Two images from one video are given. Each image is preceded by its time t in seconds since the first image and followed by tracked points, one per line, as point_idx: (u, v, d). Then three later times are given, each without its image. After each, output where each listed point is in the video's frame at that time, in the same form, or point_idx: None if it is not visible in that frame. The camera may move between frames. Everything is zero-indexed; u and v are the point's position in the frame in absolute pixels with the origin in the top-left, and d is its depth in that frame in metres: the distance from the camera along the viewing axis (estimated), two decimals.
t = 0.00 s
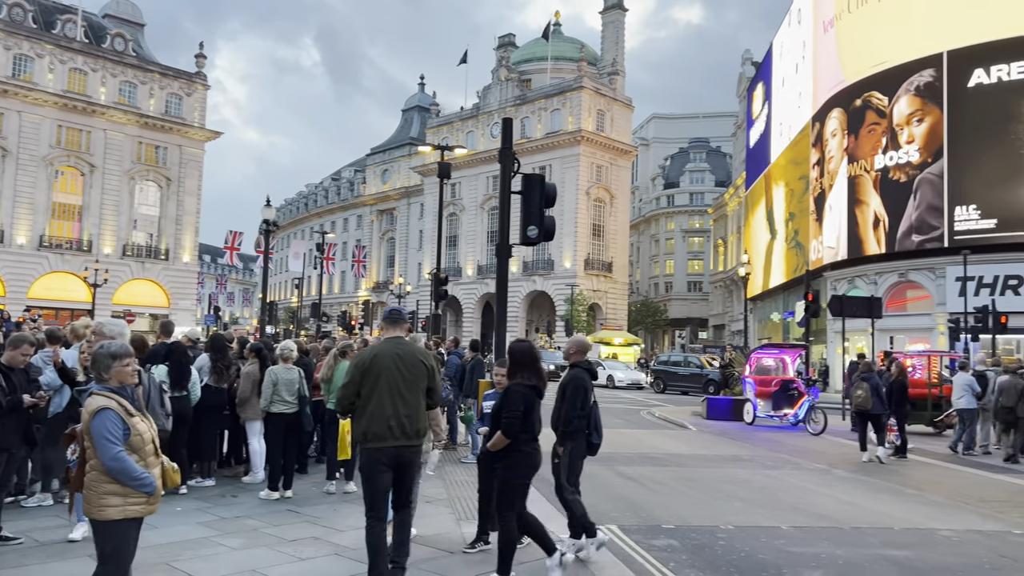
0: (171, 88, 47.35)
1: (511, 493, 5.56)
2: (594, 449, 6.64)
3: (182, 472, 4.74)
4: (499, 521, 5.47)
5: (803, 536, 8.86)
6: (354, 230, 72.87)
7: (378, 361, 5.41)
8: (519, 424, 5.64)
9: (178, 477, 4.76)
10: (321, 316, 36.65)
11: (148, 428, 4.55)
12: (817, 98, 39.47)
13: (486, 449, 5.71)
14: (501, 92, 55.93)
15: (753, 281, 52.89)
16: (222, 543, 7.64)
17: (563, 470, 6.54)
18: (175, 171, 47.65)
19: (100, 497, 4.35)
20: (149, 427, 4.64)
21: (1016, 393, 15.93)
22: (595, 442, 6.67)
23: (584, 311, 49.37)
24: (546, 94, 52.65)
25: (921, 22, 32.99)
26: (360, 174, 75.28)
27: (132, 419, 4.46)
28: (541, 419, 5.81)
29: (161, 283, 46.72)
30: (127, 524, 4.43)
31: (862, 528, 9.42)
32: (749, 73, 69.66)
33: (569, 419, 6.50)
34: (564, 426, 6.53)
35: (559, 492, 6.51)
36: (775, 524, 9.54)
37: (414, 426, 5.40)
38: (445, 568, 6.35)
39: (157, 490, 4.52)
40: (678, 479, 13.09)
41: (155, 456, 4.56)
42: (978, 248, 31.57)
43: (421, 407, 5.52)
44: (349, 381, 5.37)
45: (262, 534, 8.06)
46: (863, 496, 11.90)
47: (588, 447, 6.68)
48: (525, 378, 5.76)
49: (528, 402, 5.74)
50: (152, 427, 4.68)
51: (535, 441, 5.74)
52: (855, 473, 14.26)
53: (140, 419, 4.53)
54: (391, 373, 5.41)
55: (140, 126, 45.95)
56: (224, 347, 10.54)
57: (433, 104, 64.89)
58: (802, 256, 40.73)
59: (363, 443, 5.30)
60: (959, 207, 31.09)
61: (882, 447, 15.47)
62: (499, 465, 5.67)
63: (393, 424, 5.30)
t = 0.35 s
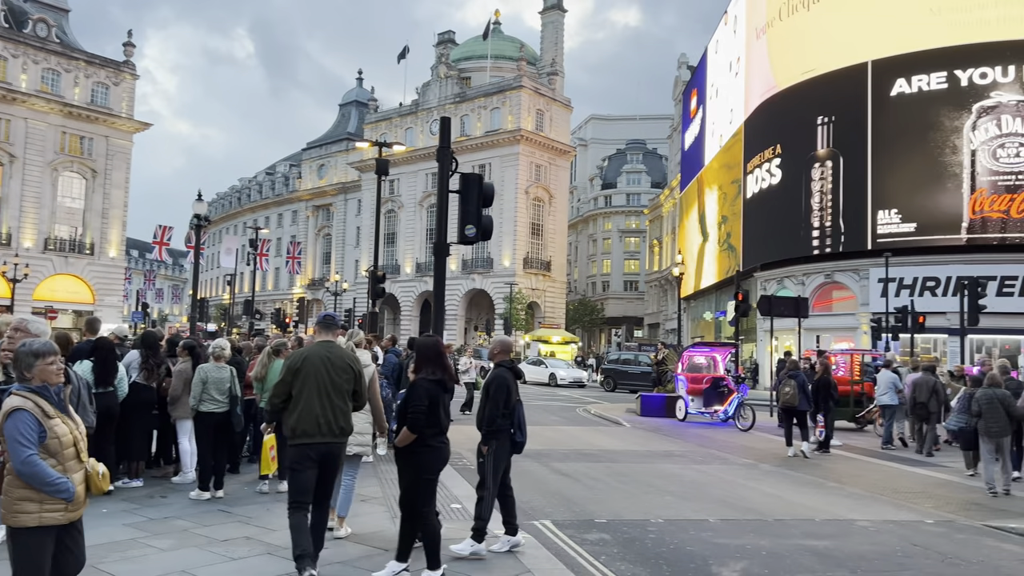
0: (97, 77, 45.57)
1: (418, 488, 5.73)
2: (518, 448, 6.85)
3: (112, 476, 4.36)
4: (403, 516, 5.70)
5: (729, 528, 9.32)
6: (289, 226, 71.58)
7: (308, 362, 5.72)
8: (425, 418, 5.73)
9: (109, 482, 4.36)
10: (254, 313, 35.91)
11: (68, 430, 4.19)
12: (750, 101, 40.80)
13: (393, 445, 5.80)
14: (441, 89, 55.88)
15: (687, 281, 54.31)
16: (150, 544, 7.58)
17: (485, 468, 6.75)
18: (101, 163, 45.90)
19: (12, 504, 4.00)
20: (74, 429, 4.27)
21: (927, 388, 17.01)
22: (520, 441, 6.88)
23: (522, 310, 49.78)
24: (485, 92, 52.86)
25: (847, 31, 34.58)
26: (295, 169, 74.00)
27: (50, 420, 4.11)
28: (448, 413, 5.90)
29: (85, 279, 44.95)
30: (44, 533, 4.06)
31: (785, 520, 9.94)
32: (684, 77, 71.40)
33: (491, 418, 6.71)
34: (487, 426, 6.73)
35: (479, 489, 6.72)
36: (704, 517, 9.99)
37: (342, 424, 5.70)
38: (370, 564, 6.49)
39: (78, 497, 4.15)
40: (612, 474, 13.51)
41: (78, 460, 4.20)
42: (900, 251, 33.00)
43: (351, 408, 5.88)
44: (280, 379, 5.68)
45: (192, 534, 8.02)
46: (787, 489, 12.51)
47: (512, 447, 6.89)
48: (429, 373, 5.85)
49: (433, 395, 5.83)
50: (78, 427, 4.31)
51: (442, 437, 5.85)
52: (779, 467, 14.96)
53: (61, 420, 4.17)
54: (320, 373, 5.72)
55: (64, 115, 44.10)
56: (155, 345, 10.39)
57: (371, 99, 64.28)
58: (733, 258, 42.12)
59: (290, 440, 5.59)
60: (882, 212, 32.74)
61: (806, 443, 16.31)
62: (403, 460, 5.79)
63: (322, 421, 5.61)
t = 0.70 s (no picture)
0: (20, 64, 43.69)
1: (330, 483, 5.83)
2: (440, 447, 7.08)
3: (52, 477, 3.60)
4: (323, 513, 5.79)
5: (661, 521, 9.77)
6: (223, 221, 69.93)
7: (241, 357, 6.01)
8: (337, 417, 5.80)
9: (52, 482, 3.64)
10: (186, 310, 35.03)
11: None
12: (687, 104, 42.04)
13: (303, 442, 5.85)
14: (381, 85, 55.47)
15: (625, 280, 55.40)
16: (79, 545, 7.53)
17: (408, 468, 6.96)
18: (24, 153, 43.99)
19: None
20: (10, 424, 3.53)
21: (846, 384, 17.90)
22: (441, 440, 7.11)
23: (463, 308, 49.90)
24: (426, 89, 52.79)
25: (778, 36, 36.08)
26: (231, 162, 72.34)
27: None
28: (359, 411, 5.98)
29: (6, 274, 43.02)
30: None
31: (715, 513, 10.45)
32: (623, 79, 72.68)
33: (417, 418, 6.95)
34: (412, 426, 6.97)
35: (406, 490, 6.93)
36: (637, 511, 10.43)
37: (274, 415, 6.00)
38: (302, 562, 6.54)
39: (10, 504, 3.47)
40: (550, 470, 13.88)
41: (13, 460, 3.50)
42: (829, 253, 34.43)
43: (283, 399, 6.19)
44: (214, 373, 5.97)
45: (124, 535, 7.99)
46: (718, 483, 13.08)
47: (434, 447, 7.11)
48: (343, 371, 5.90)
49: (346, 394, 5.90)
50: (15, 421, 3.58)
51: (353, 435, 5.91)
52: (712, 463, 15.60)
53: None
54: (253, 367, 6.01)
55: None
56: (83, 342, 10.20)
57: (310, 93, 63.35)
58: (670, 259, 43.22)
59: (224, 430, 5.88)
60: (812, 215, 34.08)
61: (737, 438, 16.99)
62: (315, 459, 5.84)
63: (253, 412, 5.90)
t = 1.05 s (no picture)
0: None
1: (243, 479, 5.68)
2: (366, 444, 7.24)
3: None
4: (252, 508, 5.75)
5: (600, 514, 10.17)
6: (158, 216, 68.06)
7: (167, 353, 6.17)
8: (249, 409, 5.66)
9: None
10: (119, 308, 34.10)
11: None
12: (629, 107, 43.03)
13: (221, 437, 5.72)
14: (323, 79, 54.82)
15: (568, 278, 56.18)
16: (8, 546, 7.46)
17: (336, 466, 7.09)
18: None
19: None
20: None
21: (779, 380, 18.76)
22: (368, 437, 7.28)
23: (406, 305, 49.83)
24: (370, 85, 52.46)
25: (718, 41, 37.22)
26: (167, 155, 70.44)
27: None
28: (276, 405, 5.84)
29: None
30: None
31: (653, 506, 10.92)
32: (568, 79, 73.57)
33: (341, 415, 7.06)
34: (336, 424, 7.08)
35: (336, 486, 7.08)
36: (577, 504, 10.81)
37: (202, 408, 6.13)
38: (238, 559, 6.55)
39: None
40: (492, 466, 14.19)
41: None
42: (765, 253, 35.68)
43: (212, 393, 6.33)
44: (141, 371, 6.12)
45: (54, 535, 7.94)
46: (656, 477, 13.60)
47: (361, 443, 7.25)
48: (258, 364, 5.80)
49: (260, 386, 5.79)
50: None
51: (268, 426, 5.77)
52: (651, 457, 16.15)
53: None
54: (179, 363, 6.17)
55: None
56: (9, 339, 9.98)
57: (250, 85, 62.18)
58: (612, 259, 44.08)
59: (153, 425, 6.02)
60: (748, 216, 35.34)
61: (675, 433, 17.55)
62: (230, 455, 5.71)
63: (180, 405, 6.03)
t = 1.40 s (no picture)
0: None
1: (165, 478, 5.66)
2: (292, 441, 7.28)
3: None
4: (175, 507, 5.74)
5: (546, 510, 10.44)
6: (96, 210, 65.99)
7: (107, 349, 6.24)
8: (158, 410, 5.60)
9: None
10: (53, 305, 33.05)
11: None
12: (579, 108, 43.58)
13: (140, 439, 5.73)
14: (270, 72, 53.85)
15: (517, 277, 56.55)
16: None
17: (266, 465, 7.15)
18: None
19: None
20: None
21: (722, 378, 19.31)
22: (295, 436, 7.33)
23: (353, 304, 49.50)
24: (318, 79, 51.86)
25: (667, 47, 37.94)
26: (105, 148, 68.33)
27: None
28: (188, 403, 5.75)
29: None
30: None
31: (598, 501, 11.24)
32: (518, 79, 73.92)
33: (267, 414, 7.10)
34: (263, 422, 7.13)
35: (266, 484, 7.15)
36: (524, 501, 11.06)
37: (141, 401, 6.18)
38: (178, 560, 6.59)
39: None
40: (441, 464, 14.34)
41: None
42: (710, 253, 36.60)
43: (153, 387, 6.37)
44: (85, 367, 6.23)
45: None
46: (602, 473, 13.94)
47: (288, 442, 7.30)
48: (172, 362, 5.75)
49: (171, 386, 5.72)
50: None
51: (184, 424, 5.71)
52: (596, 454, 16.52)
53: None
54: (117, 357, 6.22)
55: None
56: None
57: (193, 77, 60.77)
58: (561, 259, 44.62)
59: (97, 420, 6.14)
60: (693, 217, 36.22)
61: (620, 430, 17.94)
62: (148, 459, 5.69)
63: (119, 401, 6.10)
